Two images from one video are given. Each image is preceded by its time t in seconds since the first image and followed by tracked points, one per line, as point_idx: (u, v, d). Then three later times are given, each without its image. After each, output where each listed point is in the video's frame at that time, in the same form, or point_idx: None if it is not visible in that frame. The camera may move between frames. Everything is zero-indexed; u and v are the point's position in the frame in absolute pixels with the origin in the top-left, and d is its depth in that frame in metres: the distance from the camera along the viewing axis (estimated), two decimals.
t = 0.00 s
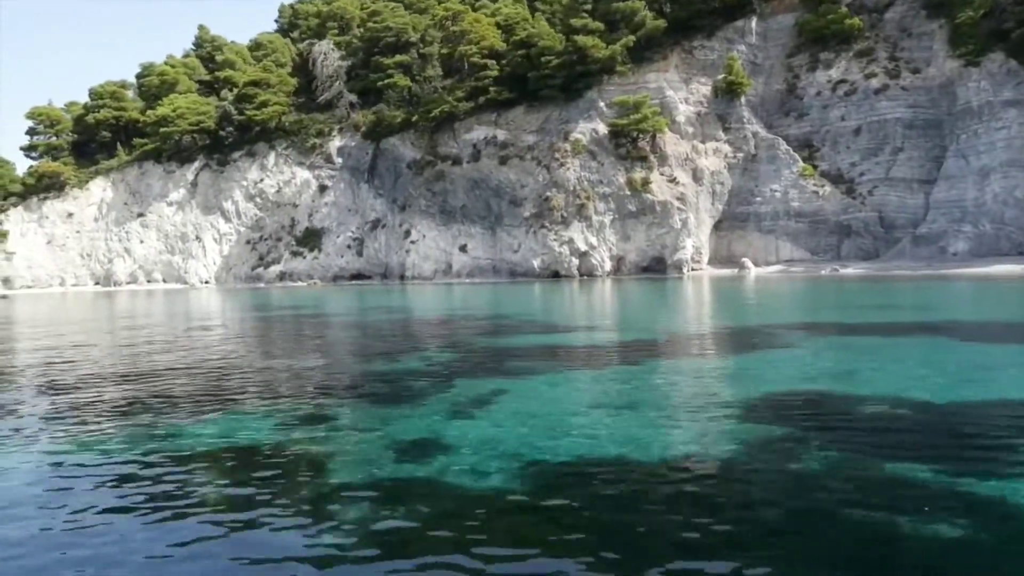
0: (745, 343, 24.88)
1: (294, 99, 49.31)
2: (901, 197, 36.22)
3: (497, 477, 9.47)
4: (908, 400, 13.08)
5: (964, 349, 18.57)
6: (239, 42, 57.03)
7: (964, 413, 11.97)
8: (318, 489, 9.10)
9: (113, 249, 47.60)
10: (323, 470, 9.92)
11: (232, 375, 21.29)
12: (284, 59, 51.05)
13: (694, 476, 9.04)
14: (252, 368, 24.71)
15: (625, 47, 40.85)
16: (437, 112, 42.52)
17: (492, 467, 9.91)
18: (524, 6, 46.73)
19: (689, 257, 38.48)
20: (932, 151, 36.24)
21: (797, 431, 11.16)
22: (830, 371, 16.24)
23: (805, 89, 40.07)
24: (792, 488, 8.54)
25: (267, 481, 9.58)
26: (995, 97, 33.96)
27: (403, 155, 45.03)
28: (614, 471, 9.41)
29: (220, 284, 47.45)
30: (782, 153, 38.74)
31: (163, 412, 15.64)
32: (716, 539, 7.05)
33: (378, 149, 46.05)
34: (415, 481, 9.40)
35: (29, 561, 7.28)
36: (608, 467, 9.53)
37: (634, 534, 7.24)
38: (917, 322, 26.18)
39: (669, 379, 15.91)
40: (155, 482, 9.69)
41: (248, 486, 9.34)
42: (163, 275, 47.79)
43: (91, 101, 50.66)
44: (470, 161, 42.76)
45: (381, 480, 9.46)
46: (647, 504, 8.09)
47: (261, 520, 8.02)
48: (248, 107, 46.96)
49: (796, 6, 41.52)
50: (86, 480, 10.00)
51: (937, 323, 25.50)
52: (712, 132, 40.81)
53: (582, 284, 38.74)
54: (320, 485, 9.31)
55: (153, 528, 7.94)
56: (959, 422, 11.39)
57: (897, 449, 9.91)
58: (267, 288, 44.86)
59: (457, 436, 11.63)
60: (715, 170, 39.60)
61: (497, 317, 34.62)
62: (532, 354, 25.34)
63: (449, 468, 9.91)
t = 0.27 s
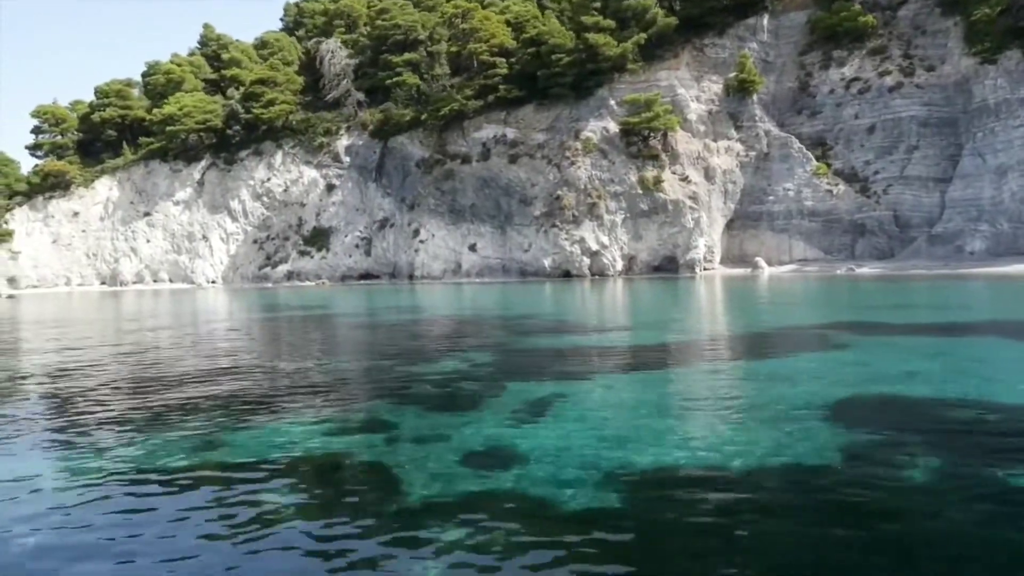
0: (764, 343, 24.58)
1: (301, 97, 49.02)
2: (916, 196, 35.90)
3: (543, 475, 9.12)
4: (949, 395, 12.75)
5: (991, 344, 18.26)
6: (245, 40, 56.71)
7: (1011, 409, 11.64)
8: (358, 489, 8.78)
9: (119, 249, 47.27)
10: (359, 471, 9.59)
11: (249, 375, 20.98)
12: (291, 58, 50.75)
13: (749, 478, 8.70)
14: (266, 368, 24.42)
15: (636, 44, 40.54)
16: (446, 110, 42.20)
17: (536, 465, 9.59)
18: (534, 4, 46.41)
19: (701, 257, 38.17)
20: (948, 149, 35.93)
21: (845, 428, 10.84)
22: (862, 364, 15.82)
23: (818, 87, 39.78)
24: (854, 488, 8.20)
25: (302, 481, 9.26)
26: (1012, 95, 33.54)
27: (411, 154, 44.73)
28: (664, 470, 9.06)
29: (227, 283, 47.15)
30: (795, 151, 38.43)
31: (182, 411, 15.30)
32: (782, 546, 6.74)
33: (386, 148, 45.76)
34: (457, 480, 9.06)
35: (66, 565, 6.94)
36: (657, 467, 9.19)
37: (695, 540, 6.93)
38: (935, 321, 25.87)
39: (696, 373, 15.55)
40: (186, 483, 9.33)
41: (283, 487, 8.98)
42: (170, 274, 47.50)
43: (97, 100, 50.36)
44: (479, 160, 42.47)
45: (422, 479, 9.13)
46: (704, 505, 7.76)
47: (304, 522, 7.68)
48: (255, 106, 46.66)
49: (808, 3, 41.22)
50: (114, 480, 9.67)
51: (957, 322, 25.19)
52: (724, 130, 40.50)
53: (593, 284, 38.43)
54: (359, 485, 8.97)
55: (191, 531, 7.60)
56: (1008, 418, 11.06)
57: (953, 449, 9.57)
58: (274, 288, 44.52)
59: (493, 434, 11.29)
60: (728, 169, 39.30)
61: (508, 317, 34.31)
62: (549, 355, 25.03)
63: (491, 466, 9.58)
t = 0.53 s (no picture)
0: (781, 343, 24.31)
1: (307, 96, 48.76)
2: (929, 195, 35.67)
3: (585, 474, 8.87)
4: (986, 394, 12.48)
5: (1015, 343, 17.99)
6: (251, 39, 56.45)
7: None
8: (396, 489, 8.53)
9: (125, 249, 46.98)
10: (393, 471, 9.33)
11: (262, 374, 20.71)
12: (297, 56, 50.45)
13: (799, 478, 8.45)
14: (279, 368, 24.16)
15: (646, 42, 40.27)
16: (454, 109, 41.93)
17: (575, 464, 9.34)
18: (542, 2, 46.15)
19: (712, 256, 37.88)
20: (961, 147, 35.67)
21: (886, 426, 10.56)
22: (891, 362, 15.54)
23: (829, 85, 39.54)
24: (909, 487, 7.96)
25: (336, 481, 9.00)
26: None
27: (419, 153, 44.46)
28: (709, 469, 8.81)
29: (233, 283, 46.88)
30: (807, 150, 38.18)
31: (200, 410, 15.03)
32: (842, 544, 6.49)
33: (393, 147, 45.50)
34: (496, 480, 8.81)
35: (104, 568, 6.68)
36: (701, 467, 8.94)
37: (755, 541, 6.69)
38: (951, 321, 25.58)
39: (722, 371, 15.26)
40: (216, 482, 9.07)
41: (317, 487, 8.73)
42: (175, 274, 47.24)
43: (102, 98, 50.11)
44: (487, 159, 42.23)
45: (460, 479, 8.88)
46: (757, 505, 7.51)
47: (346, 521, 7.42)
48: (261, 105, 46.40)
49: (818, 1, 40.98)
50: (139, 478, 9.39)
51: (973, 322, 24.91)
52: (734, 129, 40.24)
53: (603, 284, 38.17)
54: (396, 484, 8.72)
55: (229, 531, 7.33)
56: None
57: (1004, 449, 9.32)
58: (280, 288, 44.24)
59: (525, 432, 11.04)
60: (739, 168, 39.05)
61: (518, 317, 34.06)
62: (565, 355, 24.75)
63: (529, 466, 9.33)
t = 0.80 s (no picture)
0: (801, 344, 24.05)
1: (314, 95, 48.45)
2: (944, 194, 35.37)
3: (639, 480, 8.56)
4: None
5: None
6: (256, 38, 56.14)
7: None
8: (445, 495, 8.22)
9: (130, 249, 46.63)
10: (438, 475, 9.02)
11: (278, 375, 20.37)
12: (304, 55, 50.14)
13: (864, 485, 8.13)
14: (292, 369, 23.84)
15: (657, 41, 39.97)
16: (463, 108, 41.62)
17: (626, 468, 9.02)
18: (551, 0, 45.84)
19: (724, 256, 37.58)
20: (976, 146, 35.39)
21: (939, 428, 10.27)
22: (927, 363, 15.18)
23: (841, 84, 39.26)
24: (983, 496, 7.65)
25: (380, 486, 8.68)
26: None
27: (427, 153, 44.14)
28: (768, 476, 8.50)
29: (239, 283, 46.53)
30: (820, 149, 37.88)
31: (220, 410, 14.68)
32: (931, 560, 6.17)
33: (401, 146, 45.22)
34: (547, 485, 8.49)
35: None
36: (759, 472, 8.62)
37: (837, 554, 6.37)
38: (972, 322, 25.28)
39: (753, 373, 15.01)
40: (254, 487, 8.73)
41: (362, 493, 8.40)
42: (181, 274, 46.90)
43: (107, 97, 49.78)
44: (497, 158, 41.92)
45: (510, 483, 8.57)
46: (827, 517, 7.23)
47: (399, 532, 7.13)
48: (268, 104, 46.07)
49: None
50: (173, 481, 9.06)
51: (994, 323, 24.61)
52: (746, 128, 39.94)
53: (615, 284, 37.85)
54: (444, 491, 8.40)
55: (278, 540, 7.05)
56: None
57: None
58: (287, 289, 43.91)
59: (565, 435, 10.71)
60: (751, 167, 38.77)
61: (530, 316, 33.75)
62: (582, 355, 24.42)
63: (579, 471, 9.01)
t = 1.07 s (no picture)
0: (818, 345, 23.82)
1: (320, 93, 48.15)
2: (958, 194, 35.09)
3: (689, 494, 8.31)
4: None
5: None
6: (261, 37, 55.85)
7: None
8: (492, 512, 7.97)
9: (136, 249, 46.34)
10: (480, 490, 8.77)
11: (292, 376, 20.10)
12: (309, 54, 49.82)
13: (925, 504, 7.88)
14: (305, 369, 23.57)
15: (667, 39, 39.66)
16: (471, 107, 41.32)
17: (672, 481, 8.76)
18: None
19: (735, 256, 37.31)
20: (990, 146, 35.13)
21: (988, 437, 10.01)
22: (959, 366, 14.93)
23: (853, 83, 38.98)
24: None
25: (423, 502, 8.43)
26: None
27: (434, 152, 43.85)
28: (821, 493, 8.25)
29: (245, 283, 46.23)
30: (831, 148, 37.60)
31: (240, 412, 14.41)
32: None
33: (407, 146, 44.94)
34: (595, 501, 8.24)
35: None
36: (813, 488, 8.37)
37: None
38: (989, 323, 25.03)
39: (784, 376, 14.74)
40: (292, 502, 8.48)
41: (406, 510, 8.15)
42: (187, 274, 46.63)
43: (112, 96, 49.48)
44: (505, 158, 41.64)
45: (554, 498, 8.34)
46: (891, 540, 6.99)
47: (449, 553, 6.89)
48: (274, 103, 45.77)
49: None
50: (208, 495, 8.80)
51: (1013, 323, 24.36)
52: (756, 127, 39.65)
53: (625, 284, 37.58)
54: (490, 507, 8.15)
55: (325, 563, 6.81)
56: None
57: None
58: (294, 289, 43.64)
59: (602, 443, 10.45)
60: (762, 166, 38.49)
61: (540, 317, 33.49)
62: (597, 356, 24.13)
63: (623, 483, 8.78)
